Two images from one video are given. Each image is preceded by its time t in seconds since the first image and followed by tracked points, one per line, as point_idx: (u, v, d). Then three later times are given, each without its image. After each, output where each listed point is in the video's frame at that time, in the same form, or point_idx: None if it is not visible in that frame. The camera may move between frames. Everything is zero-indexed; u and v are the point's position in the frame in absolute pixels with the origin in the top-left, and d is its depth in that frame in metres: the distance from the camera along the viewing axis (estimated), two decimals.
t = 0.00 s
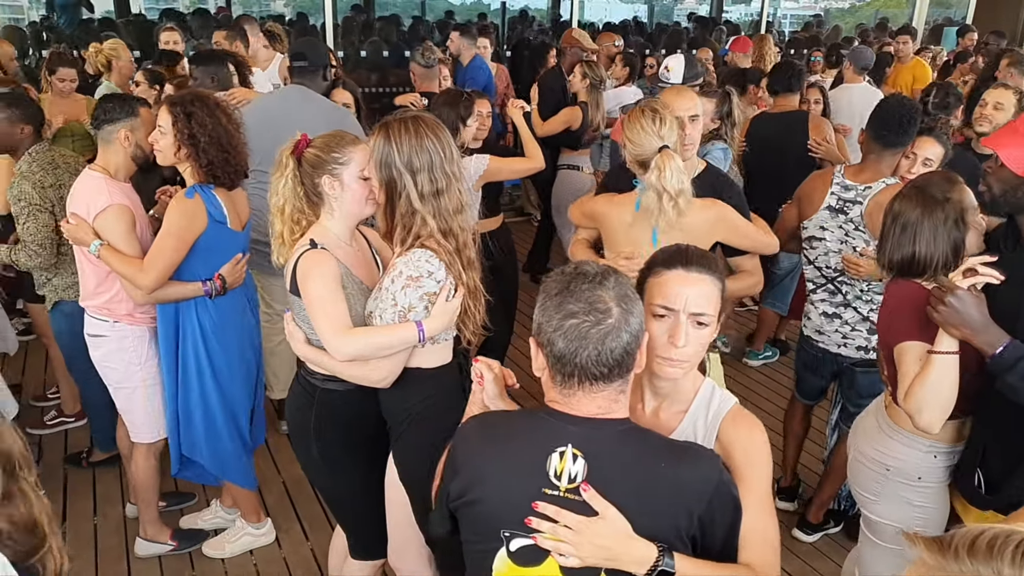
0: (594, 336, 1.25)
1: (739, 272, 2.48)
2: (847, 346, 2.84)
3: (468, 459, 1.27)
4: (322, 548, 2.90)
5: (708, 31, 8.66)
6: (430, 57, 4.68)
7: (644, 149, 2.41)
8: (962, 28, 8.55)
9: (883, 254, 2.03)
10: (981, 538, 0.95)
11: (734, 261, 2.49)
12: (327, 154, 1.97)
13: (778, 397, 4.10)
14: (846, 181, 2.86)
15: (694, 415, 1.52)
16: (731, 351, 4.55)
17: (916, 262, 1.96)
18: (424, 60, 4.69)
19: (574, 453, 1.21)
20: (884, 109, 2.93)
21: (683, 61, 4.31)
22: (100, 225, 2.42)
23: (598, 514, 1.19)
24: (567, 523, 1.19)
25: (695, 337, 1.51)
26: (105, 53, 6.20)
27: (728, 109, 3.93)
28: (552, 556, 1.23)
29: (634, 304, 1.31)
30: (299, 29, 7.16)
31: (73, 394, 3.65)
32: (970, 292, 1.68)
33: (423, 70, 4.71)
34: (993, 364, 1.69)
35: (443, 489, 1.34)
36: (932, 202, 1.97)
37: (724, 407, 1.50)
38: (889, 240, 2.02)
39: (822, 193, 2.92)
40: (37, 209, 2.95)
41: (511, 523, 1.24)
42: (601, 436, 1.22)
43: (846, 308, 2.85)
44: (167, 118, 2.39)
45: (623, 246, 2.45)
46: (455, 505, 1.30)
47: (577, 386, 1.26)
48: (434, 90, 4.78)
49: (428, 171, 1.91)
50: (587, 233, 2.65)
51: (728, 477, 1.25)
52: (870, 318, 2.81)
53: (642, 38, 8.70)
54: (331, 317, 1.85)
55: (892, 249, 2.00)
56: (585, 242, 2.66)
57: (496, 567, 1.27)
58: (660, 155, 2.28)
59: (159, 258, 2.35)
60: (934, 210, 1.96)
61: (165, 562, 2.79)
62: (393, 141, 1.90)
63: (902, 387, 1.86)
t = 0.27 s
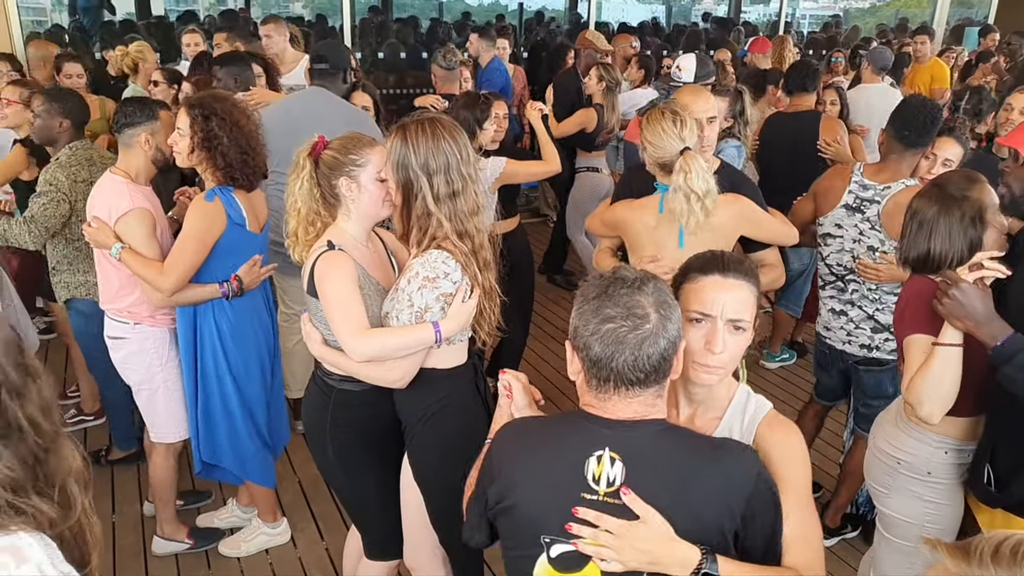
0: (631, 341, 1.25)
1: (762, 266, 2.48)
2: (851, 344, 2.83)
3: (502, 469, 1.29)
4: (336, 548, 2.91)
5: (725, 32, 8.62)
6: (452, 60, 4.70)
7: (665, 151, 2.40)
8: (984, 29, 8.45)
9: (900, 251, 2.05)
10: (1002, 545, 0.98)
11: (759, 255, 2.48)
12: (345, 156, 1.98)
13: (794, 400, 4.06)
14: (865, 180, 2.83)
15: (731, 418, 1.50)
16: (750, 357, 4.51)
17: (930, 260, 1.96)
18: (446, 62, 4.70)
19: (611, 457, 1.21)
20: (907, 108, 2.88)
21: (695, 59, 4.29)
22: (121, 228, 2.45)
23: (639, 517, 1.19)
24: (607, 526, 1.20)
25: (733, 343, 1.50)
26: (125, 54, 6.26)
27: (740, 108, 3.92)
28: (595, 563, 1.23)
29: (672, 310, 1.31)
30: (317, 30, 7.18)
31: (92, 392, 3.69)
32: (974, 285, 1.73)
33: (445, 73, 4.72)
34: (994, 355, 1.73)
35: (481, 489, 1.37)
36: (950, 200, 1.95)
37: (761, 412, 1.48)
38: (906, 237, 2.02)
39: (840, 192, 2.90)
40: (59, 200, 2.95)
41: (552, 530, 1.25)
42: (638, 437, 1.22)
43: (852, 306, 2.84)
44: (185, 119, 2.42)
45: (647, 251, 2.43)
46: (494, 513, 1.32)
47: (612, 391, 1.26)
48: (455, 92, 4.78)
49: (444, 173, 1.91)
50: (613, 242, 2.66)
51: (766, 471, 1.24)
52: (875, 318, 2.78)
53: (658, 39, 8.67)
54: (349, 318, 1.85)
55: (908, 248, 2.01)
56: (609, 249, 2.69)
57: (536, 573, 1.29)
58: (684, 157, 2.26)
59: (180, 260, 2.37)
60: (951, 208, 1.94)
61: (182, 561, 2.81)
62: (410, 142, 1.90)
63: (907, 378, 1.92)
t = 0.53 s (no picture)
0: (644, 338, 1.26)
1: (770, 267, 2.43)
2: (842, 339, 2.83)
3: (527, 481, 1.25)
4: (342, 548, 2.91)
5: (732, 34, 8.59)
6: (464, 61, 4.70)
7: (666, 149, 2.39)
8: (993, 30, 8.40)
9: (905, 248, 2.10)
10: (1000, 548, 1.00)
11: (763, 256, 2.45)
12: (350, 157, 1.98)
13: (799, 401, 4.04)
14: (871, 179, 2.82)
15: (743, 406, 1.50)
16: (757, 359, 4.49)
17: (931, 258, 2.03)
18: (459, 63, 4.70)
19: (635, 450, 1.21)
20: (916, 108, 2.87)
21: (700, 57, 4.29)
22: (132, 231, 2.46)
23: (676, 507, 1.20)
24: (647, 524, 1.19)
25: (749, 343, 1.51)
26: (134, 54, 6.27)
27: (743, 106, 3.93)
28: (635, 558, 1.23)
29: (684, 308, 1.33)
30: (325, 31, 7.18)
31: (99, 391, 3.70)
32: (968, 280, 1.76)
33: (457, 73, 4.72)
34: (984, 348, 1.73)
35: (503, 505, 1.30)
36: (953, 200, 2.01)
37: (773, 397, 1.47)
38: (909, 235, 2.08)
39: (848, 188, 2.89)
40: (58, 176, 2.93)
41: (589, 531, 1.23)
42: (657, 429, 1.23)
43: (846, 302, 2.87)
44: (193, 119, 2.42)
45: (649, 250, 2.45)
46: (521, 528, 1.29)
47: (626, 388, 1.26)
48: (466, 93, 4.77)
49: (450, 173, 1.91)
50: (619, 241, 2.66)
51: (783, 439, 1.27)
52: (867, 315, 2.79)
53: (666, 40, 8.65)
54: (355, 319, 1.85)
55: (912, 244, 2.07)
56: (616, 250, 2.68)
57: None
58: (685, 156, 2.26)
59: (188, 263, 2.37)
60: (952, 207, 2.01)
61: (187, 560, 2.81)
62: (416, 143, 1.90)
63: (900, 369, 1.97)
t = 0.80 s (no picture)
0: (663, 344, 1.24)
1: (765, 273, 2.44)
2: (829, 335, 2.88)
3: (541, 488, 1.25)
4: (344, 550, 2.91)
5: (734, 35, 8.59)
6: (475, 64, 4.72)
7: (661, 149, 2.44)
8: (996, 31, 8.38)
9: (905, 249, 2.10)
10: (992, 548, 0.97)
11: (762, 261, 2.45)
12: (352, 159, 1.98)
13: (800, 402, 4.04)
14: (872, 179, 2.81)
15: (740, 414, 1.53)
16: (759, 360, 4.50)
17: (928, 258, 2.02)
18: (470, 66, 4.72)
19: (653, 456, 1.20)
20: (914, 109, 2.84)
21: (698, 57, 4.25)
22: (135, 233, 2.46)
23: (693, 518, 1.20)
24: (661, 531, 1.19)
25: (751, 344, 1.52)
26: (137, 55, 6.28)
27: (743, 105, 3.93)
28: (647, 564, 1.21)
29: (699, 313, 1.32)
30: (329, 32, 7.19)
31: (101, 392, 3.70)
32: (960, 275, 1.75)
33: (469, 76, 4.73)
34: (975, 340, 1.73)
35: (512, 509, 1.31)
36: (952, 199, 1.99)
37: (768, 405, 1.51)
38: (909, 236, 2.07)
39: (848, 186, 2.89)
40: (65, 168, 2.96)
41: (603, 538, 1.22)
42: (677, 436, 1.22)
43: (836, 300, 2.92)
44: (197, 122, 2.42)
45: (640, 250, 2.47)
46: (532, 533, 1.29)
47: (643, 394, 1.25)
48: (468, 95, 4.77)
49: (453, 175, 1.91)
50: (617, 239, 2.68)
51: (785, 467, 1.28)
52: (853, 316, 2.83)
53: (669, 41, 8.65)
54: (357, 320, 1.85)
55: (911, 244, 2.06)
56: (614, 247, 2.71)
57: None
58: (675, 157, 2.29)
59: (187, 269, 2.37)
60: (949, 206, 1.98)
61: (189, 562, 2.81)
62: (419, 145, 1.90)
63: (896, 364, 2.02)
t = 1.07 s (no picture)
0: (672, 346, 1.24)
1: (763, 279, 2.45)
2: (820, 335, 2.91)
3: (542, 481, 1.26)
4: (341, 550, 2.91)
5: (735, 38, 8.60)
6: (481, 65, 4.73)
7: (655, 151, 2.45)
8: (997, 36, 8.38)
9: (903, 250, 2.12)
10: (983, 548, 0.98)
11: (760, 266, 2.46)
12: (352, 160, 1.98)
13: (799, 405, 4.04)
14: (869, 184, 2.80)
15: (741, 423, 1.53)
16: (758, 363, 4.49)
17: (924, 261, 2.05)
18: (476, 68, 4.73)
19: (658, 458, 1.21)
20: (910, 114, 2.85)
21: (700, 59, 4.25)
22: (131, 229, 2.45)
23: (690, 521, 1.21)
24: (659, 530, 1.20)
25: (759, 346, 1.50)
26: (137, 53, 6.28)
27: (744, 107, 3.92)
28: (642, 561, 1.23)
29: (704, 315, 1.33)
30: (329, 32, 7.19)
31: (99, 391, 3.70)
32: (954, 273, 1.78)
33: (476, 77, 4.73)
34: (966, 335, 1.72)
35: (507, 497, 1.32)
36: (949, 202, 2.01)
37: (770, 414, 1.50)
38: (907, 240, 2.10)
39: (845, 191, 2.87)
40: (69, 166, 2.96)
41: (602, 533, 1.24)
42: (681, 440, 1.22)
43: (828, 301, 2.91)
44: (197, 122, 2.42)
45: (633, 248, 2.49)
46: (530, 523, 1.30)
47: (651, 395, 1.25)
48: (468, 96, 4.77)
49: (453, 176, 1.91)
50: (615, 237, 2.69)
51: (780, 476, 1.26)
52: (842, 320, 2.84)
53: (670, 43, 8.66)
54: (354, 323, 1.85)
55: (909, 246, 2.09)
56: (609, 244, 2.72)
57: None
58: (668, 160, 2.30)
59: (182, 266, 2.37)
60: (946, 208, 2.01)
61: (186, 561, 2.81)
62: (419, 146, 1.90)
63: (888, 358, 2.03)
